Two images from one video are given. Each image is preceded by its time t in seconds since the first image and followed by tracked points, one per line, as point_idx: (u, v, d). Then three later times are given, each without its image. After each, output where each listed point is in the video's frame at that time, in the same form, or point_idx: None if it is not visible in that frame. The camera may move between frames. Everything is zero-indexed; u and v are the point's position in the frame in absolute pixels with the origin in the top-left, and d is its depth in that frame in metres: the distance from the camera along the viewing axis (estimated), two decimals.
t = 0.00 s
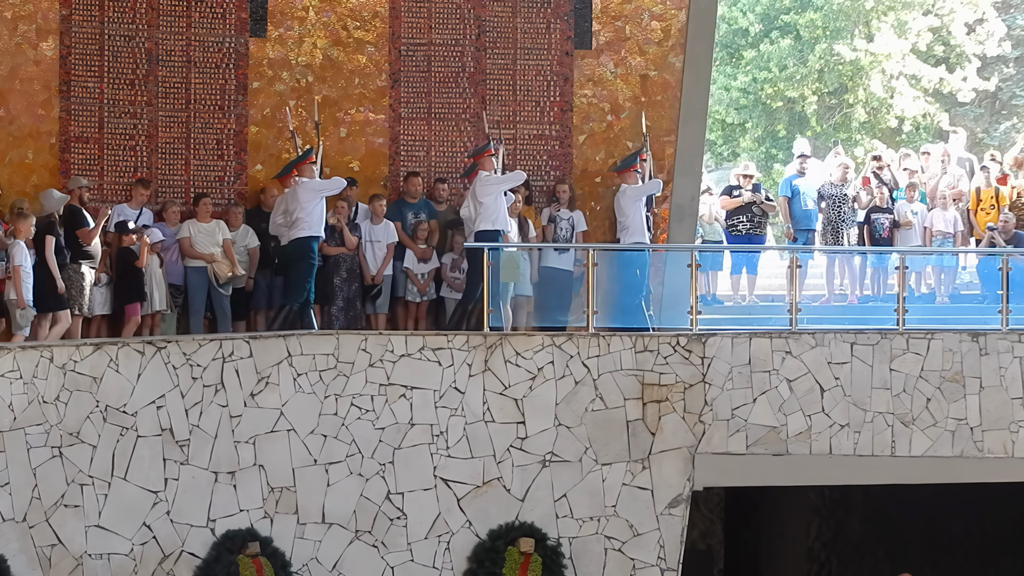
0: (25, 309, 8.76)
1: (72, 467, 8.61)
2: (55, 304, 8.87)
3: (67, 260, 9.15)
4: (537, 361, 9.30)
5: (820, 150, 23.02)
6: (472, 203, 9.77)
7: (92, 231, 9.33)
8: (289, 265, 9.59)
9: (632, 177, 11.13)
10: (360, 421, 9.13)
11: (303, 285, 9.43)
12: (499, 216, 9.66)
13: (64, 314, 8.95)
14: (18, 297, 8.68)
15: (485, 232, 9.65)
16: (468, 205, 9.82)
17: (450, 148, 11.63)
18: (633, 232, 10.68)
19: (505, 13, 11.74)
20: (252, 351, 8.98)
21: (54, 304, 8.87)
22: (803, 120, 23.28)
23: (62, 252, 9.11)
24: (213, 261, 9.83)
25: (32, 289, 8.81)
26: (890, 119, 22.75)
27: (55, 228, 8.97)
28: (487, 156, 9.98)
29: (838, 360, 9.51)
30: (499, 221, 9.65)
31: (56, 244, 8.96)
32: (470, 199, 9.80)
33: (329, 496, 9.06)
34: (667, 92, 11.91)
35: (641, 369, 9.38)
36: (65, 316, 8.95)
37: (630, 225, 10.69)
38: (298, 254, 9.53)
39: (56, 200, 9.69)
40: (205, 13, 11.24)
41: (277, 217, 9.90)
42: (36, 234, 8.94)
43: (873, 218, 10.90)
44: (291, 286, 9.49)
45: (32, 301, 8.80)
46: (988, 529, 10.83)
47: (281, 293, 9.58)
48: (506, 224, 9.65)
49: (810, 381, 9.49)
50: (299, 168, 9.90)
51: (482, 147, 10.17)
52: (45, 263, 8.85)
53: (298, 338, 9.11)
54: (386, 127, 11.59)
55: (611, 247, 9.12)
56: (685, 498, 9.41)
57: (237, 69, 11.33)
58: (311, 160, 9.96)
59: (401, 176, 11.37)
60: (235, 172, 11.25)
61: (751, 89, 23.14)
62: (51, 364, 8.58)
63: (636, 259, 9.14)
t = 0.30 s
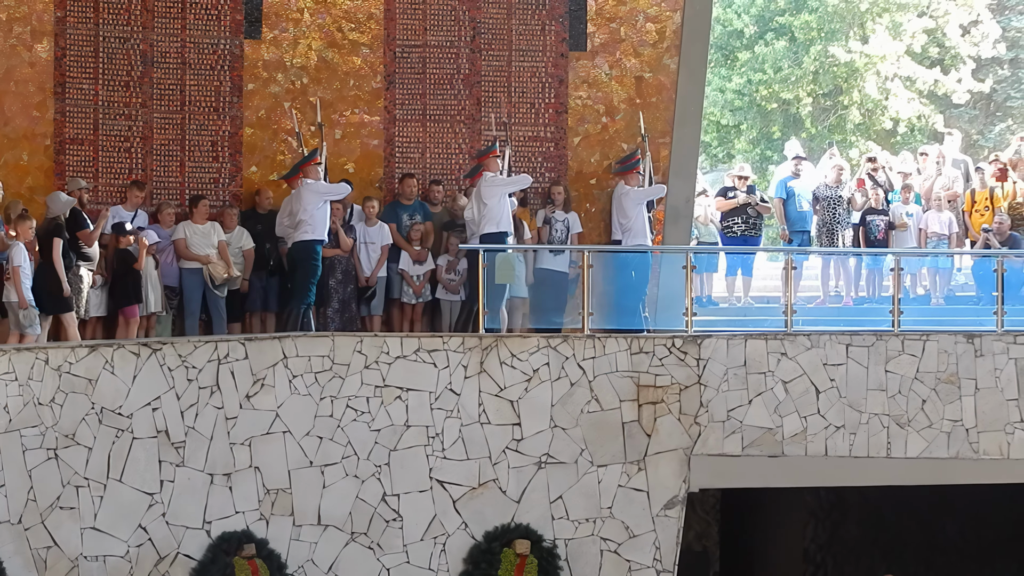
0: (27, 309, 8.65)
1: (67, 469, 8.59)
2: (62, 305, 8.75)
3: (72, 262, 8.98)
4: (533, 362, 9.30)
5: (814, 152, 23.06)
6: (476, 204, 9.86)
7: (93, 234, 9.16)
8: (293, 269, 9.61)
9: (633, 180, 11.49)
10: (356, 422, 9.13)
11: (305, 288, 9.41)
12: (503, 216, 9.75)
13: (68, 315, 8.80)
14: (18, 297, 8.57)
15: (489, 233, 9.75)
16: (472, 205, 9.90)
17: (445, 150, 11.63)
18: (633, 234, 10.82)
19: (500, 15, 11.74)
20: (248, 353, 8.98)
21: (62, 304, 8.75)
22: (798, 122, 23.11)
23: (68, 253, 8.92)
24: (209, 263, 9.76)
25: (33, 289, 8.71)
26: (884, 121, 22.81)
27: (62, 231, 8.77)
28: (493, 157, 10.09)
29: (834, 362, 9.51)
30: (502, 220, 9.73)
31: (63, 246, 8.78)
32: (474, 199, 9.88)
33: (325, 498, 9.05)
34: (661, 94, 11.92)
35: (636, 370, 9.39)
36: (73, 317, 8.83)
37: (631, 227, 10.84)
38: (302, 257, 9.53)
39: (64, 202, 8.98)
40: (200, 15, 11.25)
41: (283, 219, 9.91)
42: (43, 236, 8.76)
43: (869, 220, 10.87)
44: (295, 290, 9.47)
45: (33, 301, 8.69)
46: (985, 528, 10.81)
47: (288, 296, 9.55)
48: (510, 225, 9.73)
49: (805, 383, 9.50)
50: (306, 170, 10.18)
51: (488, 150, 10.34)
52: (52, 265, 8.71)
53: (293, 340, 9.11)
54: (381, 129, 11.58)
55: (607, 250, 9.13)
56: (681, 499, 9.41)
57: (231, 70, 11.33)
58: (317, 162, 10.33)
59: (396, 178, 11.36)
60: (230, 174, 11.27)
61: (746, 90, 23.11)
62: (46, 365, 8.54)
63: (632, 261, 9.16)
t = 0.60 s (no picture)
0: (22, 309, 8.57)
1: (58, 471, 8.60)
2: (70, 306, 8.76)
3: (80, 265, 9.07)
4: (524, 364, 9.31)
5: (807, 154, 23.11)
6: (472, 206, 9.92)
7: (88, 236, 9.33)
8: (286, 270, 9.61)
9: (628, 181, 11.18)
10: (347, 424, 9.13)
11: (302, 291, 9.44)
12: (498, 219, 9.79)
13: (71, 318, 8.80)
14: (14, 297, 8.51)
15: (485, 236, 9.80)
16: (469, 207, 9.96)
17: (436, 152, 11.61)
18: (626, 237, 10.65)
19: (491, 17, 11.75)
20: (239, 355, 8.98)
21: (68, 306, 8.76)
22: (790, 122, 23.26)
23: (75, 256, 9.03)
24: (200, 264, 9.74)
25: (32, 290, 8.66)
26: (876, 123, 22.92)
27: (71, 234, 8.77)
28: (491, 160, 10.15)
29: (824, 363, 9.51)
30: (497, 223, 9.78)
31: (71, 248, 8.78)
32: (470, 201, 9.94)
33: (316, 500, 9.06)
34: (653, 95, 11.93)
35: (627, 372, 9.39)
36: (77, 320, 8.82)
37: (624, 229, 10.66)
38: (298, 260, 9.53)
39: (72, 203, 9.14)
40: (191, 17, 11.23)
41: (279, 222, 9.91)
42: (52, 239, 8.76)
43: (860, 221, 10.98)
44: (291, 293, 9.53)
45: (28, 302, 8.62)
46: (976, 528, 10.78)
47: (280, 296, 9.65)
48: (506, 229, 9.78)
49: (796, 384, 9.50)
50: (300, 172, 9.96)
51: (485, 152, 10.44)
52: (61, 267, 8.71)
53: (284, 341, 9.11)
54: (372, 130, 11.59)
55: (598, 251, 9.14)
56: (672, 501, 9.42)
57: (223, 72, 11.33)
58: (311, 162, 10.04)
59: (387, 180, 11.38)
60: (221, 176, 11.28)
61: (738, 92, 23.12)
62: (37, 367, 8.52)
63: (623, 263, 9.18)
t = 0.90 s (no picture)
0: (25, 311, 8.62)
1: (53, 473, 8.51)
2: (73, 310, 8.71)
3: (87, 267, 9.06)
4: (519, 366, 9.30)
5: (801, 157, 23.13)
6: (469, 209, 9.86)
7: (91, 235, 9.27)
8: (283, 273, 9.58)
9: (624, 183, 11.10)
10: (342, 426, 9.13)
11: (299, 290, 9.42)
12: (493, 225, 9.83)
13: (72, 321, 8.75)
14: (17, 298, 8.55)
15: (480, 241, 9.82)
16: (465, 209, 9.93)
17: (430, 154, 11.62)
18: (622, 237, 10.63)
19: (486, 18, 11.73)
20: (234, 357, 8.96)
21: (71, 309, 8.72)
22: (784, 125, 23.16)
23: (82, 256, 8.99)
24: (195, 267, 9.75)
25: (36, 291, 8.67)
26: (871, 124, 22.82)
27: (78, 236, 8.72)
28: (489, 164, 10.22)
29: (820, 365, 9.51)
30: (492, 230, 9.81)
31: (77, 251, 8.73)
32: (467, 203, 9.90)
33: (311, 502, 9.05)
34: (647, 97, 11.97)
35: (623, 374, 9.39)
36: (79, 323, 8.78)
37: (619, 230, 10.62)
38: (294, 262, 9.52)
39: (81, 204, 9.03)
40: (186, 19, 11.23)
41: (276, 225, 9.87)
42: (58, 240, 8.72)
43: (855, 223, 10.97)
44: (288, 294, 9.46)
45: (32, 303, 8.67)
46: (971, 528, 10.90)
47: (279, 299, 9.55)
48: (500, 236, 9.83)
49: (791, 386, 9.50)
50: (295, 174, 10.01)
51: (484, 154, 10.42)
52: (67, 269, 8.68)
53: (279, 344, 9.10)
54: (367, 132, 11.59)
55: (594, 253, 9.21)
56: (667, 503, 9.43)
57: (218, 75, 11.33)
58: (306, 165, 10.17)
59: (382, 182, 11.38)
60: (216, 178, 11.29)
61: (733, 94, 23.16)
62: (32, 369, 8.41)
63: (619, 264, 9.23)
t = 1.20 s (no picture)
0: (28, 312, 8.58)
1: (46, 476, 8.43)
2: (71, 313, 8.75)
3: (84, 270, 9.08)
4: (511, 368, 9.31)
5: (794, 159, 23.16)
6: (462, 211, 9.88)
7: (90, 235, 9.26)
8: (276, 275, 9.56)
9: (617, 184, 11.15)
10: (334, 428, 9.13)
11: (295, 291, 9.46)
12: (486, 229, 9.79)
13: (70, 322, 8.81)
14: (20, 300, 8.52)
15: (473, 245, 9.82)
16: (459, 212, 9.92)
17: (423, 156, 11.61)
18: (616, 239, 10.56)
19: (478, 20, 11.75)
20: (227, 359, 8.93)
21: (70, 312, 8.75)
22: (777, 127, 23.24)
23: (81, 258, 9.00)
24: (187, 269, 9.77)
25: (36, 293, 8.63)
26: (863, 126, 22.95)
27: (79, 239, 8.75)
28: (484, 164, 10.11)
29: (812, 367, 9.52)
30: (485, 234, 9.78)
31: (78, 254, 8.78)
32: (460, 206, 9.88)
33: (304, 504, 9.05)
34: (640, 99, 11.97)
35: (615, 376, 9.39)
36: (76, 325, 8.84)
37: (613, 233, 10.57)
38: (288, 264, 9.52)
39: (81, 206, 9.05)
40: (178, 21, 11.24)
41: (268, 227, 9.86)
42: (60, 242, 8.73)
43: (848, 224, 10.99)
44: (283, 295, 9.47)
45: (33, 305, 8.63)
46: (963, 526, 10.89)
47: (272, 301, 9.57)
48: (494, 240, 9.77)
49: (783, 388, 9.51)
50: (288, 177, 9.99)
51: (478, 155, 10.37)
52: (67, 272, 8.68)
53: (272, 346, 9.09)
54: (360, 135, 11.61)
55: (586, 255, 9.17)
56: (660, 505, 9.43)
57: (210, 76, 11.35)
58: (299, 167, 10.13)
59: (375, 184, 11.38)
60: (209, 180, 11.27)
61: (726, 96, 23.11)
62: (25, 372, 8.30)
63: (611, 266, 9.20)
